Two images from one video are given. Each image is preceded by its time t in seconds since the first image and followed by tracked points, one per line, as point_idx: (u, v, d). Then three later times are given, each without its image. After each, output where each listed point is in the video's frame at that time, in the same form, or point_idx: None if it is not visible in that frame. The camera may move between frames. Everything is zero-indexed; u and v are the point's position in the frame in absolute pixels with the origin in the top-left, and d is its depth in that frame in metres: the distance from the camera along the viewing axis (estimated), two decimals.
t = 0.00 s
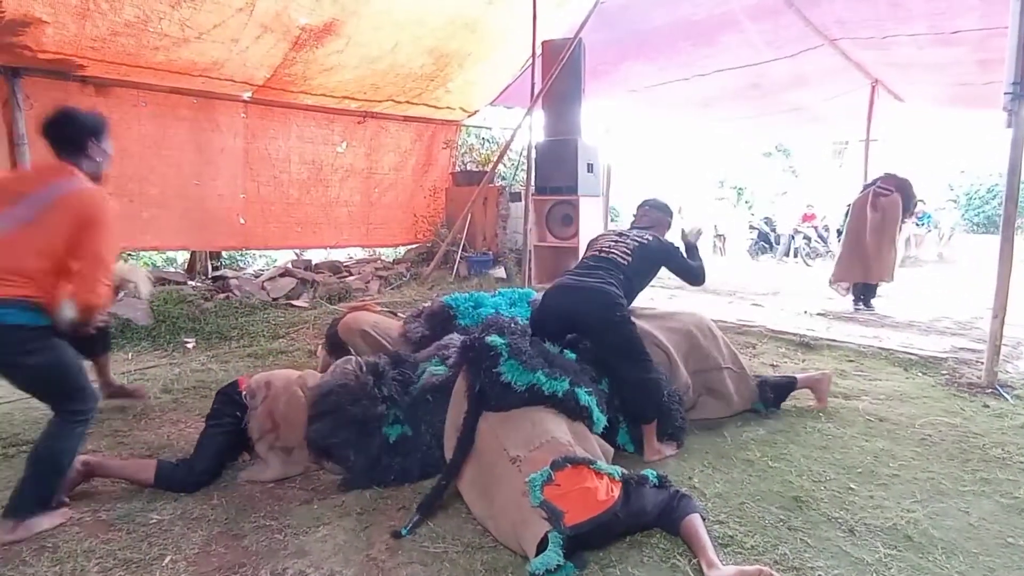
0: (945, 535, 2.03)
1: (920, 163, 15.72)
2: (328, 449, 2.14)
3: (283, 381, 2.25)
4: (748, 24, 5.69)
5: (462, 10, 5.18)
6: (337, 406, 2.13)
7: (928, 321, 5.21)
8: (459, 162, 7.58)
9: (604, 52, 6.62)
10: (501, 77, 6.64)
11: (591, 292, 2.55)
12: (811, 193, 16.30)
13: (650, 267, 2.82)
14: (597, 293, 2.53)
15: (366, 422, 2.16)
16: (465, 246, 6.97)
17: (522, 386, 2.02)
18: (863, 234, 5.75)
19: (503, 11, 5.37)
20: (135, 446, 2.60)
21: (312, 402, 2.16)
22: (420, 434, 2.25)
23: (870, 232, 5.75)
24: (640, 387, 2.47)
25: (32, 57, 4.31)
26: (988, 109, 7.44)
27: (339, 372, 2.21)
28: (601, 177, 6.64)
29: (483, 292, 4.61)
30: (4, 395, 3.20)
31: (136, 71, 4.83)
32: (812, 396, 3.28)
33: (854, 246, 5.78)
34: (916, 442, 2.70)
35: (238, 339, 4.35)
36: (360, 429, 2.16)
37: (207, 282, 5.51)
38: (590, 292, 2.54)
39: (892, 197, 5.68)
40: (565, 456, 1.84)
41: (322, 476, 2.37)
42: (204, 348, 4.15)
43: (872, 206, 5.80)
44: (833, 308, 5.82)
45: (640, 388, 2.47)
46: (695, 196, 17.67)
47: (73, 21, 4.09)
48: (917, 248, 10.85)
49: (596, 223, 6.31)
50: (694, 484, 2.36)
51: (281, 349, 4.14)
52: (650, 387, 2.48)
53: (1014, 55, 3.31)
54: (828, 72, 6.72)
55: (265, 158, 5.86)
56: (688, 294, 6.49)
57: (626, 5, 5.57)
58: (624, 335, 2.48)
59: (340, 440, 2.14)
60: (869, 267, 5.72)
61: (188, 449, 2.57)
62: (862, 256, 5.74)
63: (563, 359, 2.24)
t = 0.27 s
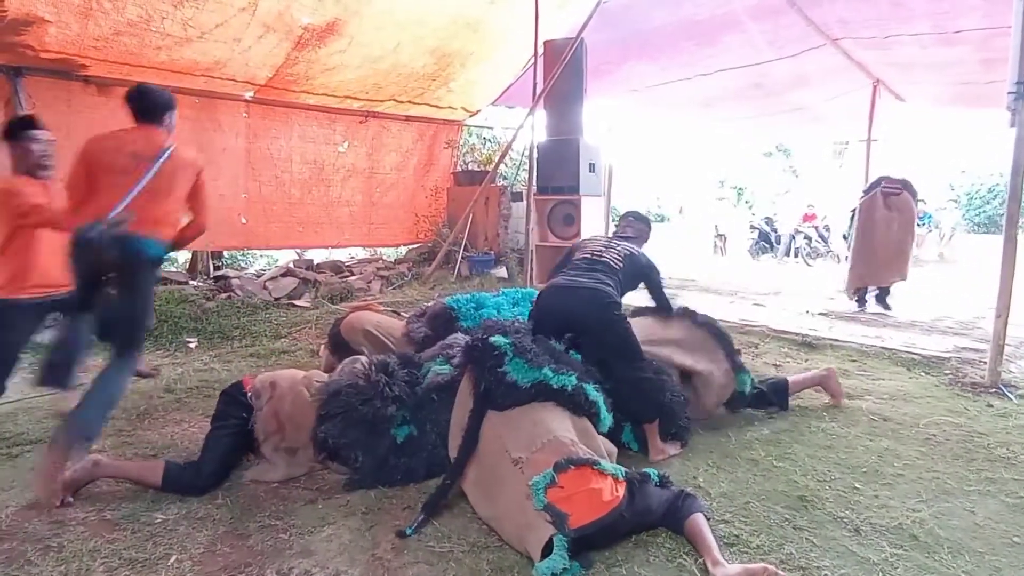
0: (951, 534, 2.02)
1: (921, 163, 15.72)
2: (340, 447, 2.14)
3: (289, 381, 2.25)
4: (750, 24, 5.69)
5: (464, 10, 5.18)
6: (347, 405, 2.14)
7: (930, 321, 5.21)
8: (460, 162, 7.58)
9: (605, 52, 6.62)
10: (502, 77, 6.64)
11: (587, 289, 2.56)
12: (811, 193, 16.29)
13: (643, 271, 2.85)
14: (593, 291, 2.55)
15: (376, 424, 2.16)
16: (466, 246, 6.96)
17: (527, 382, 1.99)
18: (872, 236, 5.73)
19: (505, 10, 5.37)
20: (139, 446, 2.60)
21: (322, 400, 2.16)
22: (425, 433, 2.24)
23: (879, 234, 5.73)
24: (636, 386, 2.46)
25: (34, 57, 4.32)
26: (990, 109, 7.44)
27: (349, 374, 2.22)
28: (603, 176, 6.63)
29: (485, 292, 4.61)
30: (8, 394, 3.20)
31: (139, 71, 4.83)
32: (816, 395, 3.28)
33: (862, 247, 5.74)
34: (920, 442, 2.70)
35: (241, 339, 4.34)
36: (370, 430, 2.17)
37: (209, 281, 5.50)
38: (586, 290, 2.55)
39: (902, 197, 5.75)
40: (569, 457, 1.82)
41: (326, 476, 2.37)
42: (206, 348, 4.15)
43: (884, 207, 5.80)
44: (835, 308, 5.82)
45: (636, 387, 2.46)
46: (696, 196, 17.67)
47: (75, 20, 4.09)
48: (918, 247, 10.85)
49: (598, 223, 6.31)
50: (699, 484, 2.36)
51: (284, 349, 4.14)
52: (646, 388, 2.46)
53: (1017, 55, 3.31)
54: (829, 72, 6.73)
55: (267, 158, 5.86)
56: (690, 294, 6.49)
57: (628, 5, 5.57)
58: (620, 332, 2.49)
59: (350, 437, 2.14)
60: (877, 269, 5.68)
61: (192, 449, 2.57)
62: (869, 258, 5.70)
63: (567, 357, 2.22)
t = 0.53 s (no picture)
0: (958, 535, 2.02)
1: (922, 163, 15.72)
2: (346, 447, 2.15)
3: (295, 381, 2.25)
4: (753, 24, 5.69)
5: (467, 10, 5.18)
6: (351, 405, 2.13)
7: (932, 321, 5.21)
8: (462, 162, 7.59)
9: (607, 52, 6.62)
10: (505, 77, 6.65)
11: (586, 288, 2.53)
12: (812, 193, 16.30)
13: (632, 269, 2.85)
14: (591, 290, 2.53)
15: (380, 426, 2.15)
16: (468, 246, 6.97)
17: (535, 386, 1.98)
18: (889, 234, 5.69)
19: (507, 11, 5.38)
20: (145, 446, 2.60)
21: (326, 401, 2.16)
22: (431, 433, 2.23)
23: (896, 232, 5.69)
24: (636, 386, 2.42)
25: (38, 57, 4.33)
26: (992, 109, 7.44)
27: (354, 374, 2.20)
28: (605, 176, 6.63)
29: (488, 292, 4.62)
30: (13, 394, 3.20)
31: (142, 71, 4.84)
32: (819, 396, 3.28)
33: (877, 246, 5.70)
34: (925, 442, 2.70)
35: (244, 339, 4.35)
36: (374, 431, 2.15)
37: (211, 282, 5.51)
38: (585, 288, 2.52)
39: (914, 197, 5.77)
40: (576, 458, 1.80)
41: (332, 477, 2.38)
42: (210, 348, 4.15)
43: (897, 206, 5.79)
44: (837, 308, 5.83)
45: (636, 387, 2.42)
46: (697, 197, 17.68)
47: (79, 21, 4.09)
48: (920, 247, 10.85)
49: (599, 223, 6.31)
50: (704, 484, 2.36)
51: (287, 349, 4.15)
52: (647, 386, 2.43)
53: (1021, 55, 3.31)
54: (831, 72, 6.73)
55: (270, 158, 5.87)
56: (692, 294, 6.49)
57: (630, 5, 5.58)
58: (620, 331, 2.45)
59: (355, 437, 2.14)
60: (895, 267, 5.61)
61: (197, 449, 2.58)
62: (887, 257, 5.65)
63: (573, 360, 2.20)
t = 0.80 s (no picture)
0: (964, 535, 2.03)
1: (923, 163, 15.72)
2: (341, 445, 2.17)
3: (301, 379, 2.27)
4: (756, 24, 5.69)
5: (469, 11, 5.19)
6: (348, 403, 2.17)
7: (935, 322, 5.22)
8: (464, 162, 7.59)
9: (610, 52, 6.62)
10: (507, 77, 6.65)
11: (585, 288, 2.53)
12: (813, 194, 16.29)
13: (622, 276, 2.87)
14: (592, 292, 2.53)
15: (376, 424, 2.16)
16: (471, 246, 6.98)
17: (542, 386, 1.99)
18: (897, 240, 5.67)
19: (509, 12, 5.38)
20: (152, 446, 2.61)
21: (329, 398, 2.19)
22: (436, 434, 2.21)
23: (904, 238, 5.67)
24: (636, 386, 2.43)
25: (41, 58, 4.33)
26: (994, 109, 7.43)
27: (355, 373, 2.24)
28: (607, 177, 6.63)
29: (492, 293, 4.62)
30: (20, 394, 3.22)
31: (144, 71, 4.85)
32: (823, 396, 3.29)
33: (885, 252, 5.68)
34: (930, 443, 2.70)
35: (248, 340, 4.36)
36: (370, 430, 2.16)
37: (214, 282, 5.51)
38: (584, 288, 2.52)
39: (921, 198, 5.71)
40: (583, 459, 1.80)
41: (339, 477, 2.38)
42: (214, 348, 4.17)
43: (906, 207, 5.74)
44: (840, 308, 5.84)
45: (637, 387, 2.43)
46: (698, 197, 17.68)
47: (83, 22, 4.09)
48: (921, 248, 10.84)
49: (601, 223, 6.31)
50: (710, 484, 2.37)
51: (291, 349, 4.16)
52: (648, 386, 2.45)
53: None
54: (833, 73, 6.73)
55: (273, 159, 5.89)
56: (694, 294, 6.50)
57: (632, 6, 5.58)
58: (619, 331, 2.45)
59: (352, 435, 2.15)
60: (902, 273, 5.61)
61: (203, 450, 2.58)
62: (894, 262, 5.65)
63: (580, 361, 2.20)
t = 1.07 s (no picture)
0: (968, 536, 2.03)
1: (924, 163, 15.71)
2: (340, 434, 2.23)
3: (311, 379, 2.29)
4: (757, 25, 5.70)
5: (471, 12, 5.20)
6: (348, 394, 2.22)
7: (937, 322, 5.23)
8: (466, 163, 7.60)
9: (611, 53, 6.63)
10: (509, 78, 6.65)
11: (583, 290, 2.52)
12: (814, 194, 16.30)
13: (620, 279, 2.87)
14: (593, 295, 2.52)
15: (373, 413, 2.20)
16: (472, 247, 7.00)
17: (546, 389, 1.99)
18: (912, 238, 5.47)
19: (511, 13, 5.39)
20: (157, 447, 2.61)
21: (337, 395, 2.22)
22: (441, 434, 2.22)
23: (919, 236, 5.47)
24: (635, 387, 2.43)
25: (45, 59, 4.35)
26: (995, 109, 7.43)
27: (358, 367, 2.30)
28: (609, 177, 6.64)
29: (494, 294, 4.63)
30: (25, 395, 3.23)
31: (147, 73, 4.86)
32: (826, 397, 3.29)
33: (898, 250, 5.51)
34: (933, 444, 2.71)
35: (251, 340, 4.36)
36: (366, 419, 2.20)
37: (217, 283, 5.52)
38: (581, 290, 2.50)
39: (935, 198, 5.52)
40: (589, 461, 1.80)
41: (343, 477, 2.38)
42: (217, 349, 4.18)
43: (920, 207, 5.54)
44: (841, 309, 5.84)
45: (639, 390, 2.43)
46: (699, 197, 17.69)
47: (87, 24, 4.10)
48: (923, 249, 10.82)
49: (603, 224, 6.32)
50: (714, 486, 2.37)
51: (295, 350, 4.17)
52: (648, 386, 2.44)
53: None
54: (835, 74, 6.74)
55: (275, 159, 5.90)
56: (696, 295, 6.51)
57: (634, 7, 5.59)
58: (617, 332, 2.44)
59: (350, 426, 2.20)
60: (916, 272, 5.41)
61: (208, 450, 2.59)
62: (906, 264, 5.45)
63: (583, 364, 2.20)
